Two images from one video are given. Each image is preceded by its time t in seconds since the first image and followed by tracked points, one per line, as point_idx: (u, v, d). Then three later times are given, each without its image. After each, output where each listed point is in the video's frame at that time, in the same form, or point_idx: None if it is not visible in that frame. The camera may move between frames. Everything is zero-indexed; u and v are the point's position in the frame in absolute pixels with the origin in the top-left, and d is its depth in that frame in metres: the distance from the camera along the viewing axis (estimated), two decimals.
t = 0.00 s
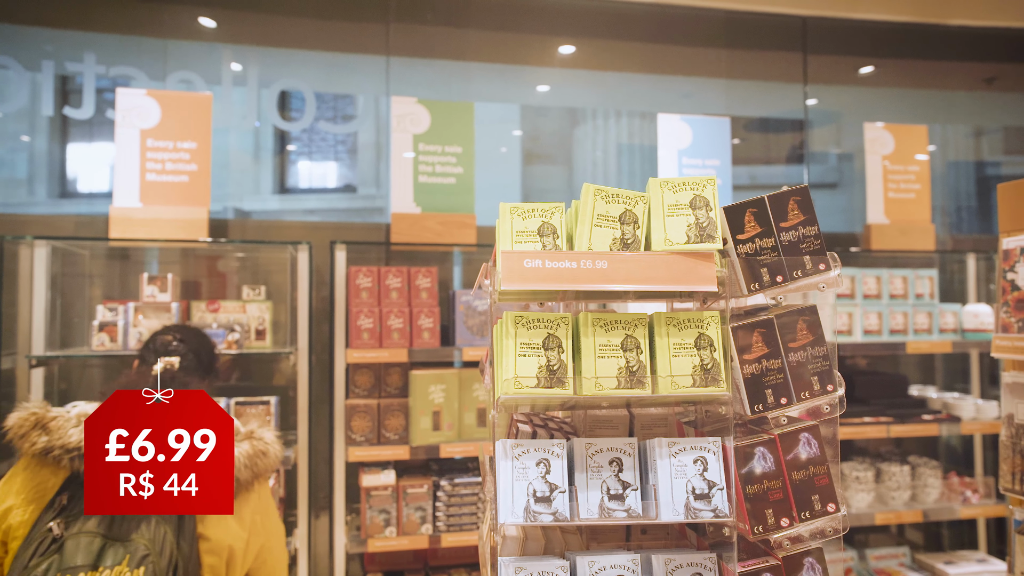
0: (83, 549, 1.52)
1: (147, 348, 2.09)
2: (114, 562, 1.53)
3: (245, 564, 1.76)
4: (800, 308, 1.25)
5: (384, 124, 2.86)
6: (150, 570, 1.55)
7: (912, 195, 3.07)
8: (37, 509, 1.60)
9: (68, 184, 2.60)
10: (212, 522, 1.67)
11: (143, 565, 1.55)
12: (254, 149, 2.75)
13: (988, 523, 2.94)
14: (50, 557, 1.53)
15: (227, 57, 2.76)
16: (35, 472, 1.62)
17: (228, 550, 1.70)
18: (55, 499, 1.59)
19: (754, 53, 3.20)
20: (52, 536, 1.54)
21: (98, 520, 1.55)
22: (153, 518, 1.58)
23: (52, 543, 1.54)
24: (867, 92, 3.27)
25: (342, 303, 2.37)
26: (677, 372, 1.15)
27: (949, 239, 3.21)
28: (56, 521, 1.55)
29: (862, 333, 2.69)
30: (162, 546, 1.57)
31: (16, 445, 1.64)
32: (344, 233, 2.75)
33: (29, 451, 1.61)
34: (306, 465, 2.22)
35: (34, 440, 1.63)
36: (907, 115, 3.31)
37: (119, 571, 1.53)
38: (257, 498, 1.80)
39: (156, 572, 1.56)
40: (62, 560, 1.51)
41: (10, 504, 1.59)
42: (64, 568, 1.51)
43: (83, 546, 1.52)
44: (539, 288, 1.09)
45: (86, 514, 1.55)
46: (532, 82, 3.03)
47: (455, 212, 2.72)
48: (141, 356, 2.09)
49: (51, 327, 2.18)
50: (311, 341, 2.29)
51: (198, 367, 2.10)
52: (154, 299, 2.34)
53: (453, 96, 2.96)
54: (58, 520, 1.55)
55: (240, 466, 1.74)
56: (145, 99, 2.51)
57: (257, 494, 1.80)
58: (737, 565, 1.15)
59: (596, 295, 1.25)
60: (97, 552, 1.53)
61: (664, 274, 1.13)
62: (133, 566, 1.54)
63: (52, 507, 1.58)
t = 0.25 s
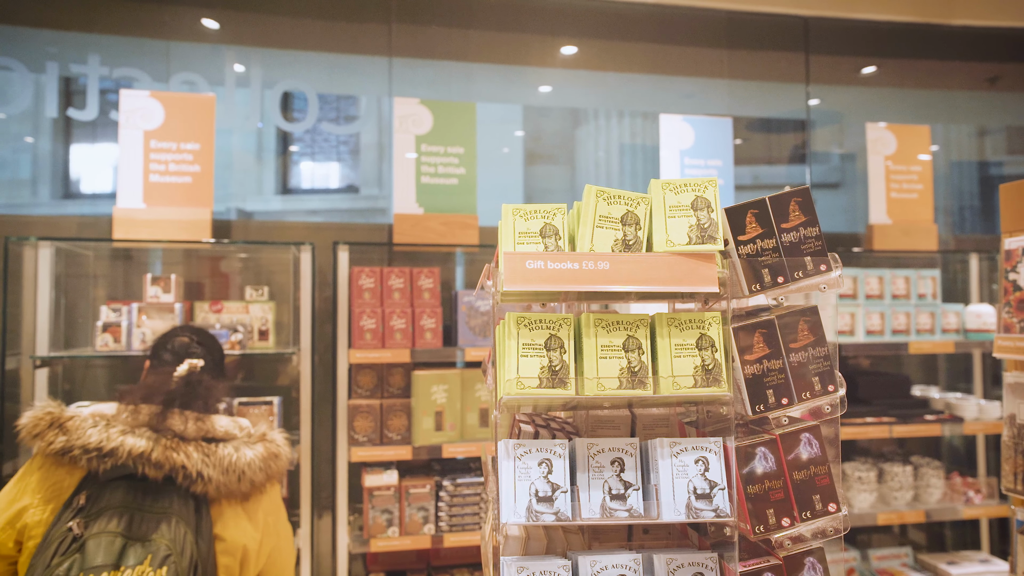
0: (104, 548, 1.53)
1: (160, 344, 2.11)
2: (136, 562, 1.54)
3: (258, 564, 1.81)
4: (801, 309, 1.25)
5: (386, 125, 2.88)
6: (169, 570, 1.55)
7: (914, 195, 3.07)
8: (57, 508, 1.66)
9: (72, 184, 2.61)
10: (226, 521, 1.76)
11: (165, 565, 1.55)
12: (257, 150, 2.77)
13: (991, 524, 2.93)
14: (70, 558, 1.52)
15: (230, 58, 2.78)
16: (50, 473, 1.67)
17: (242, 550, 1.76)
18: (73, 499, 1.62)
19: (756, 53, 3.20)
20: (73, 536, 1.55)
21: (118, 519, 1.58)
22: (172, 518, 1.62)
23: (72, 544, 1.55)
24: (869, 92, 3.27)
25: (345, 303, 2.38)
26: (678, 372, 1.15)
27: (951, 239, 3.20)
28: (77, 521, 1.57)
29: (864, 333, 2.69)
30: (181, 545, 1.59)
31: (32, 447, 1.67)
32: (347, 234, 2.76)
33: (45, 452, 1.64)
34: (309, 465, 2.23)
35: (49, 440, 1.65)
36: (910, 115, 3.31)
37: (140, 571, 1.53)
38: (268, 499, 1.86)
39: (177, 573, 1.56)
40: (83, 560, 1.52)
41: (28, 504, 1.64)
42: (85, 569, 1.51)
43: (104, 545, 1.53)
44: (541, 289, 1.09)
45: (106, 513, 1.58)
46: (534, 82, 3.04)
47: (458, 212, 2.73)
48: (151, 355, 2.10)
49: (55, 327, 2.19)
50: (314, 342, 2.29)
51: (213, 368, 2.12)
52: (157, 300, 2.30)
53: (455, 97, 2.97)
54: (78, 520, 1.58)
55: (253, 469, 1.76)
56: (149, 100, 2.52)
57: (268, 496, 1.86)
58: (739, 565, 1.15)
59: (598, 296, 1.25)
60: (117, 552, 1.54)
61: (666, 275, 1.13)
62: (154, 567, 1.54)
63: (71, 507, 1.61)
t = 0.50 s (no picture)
0: (124, 539, 1.56)
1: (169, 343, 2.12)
2: (156, 552, 1.57)
3: (267, 560, 1.83)
4: (801, 309, 1.25)
5: (388, 124, 2.88)
6: (188, 560, 1.58)
7: (916, 194, 3.06)
8: (71, 501, 1.65)
9: (74, 184, 2.62)
10: (237, 516, 1.78)
11: (185, 556, 1.59)
12: (259, 150, 2.77)
13: (992, 524, 2.93)
14: (90, 548, 1.55)
15: (232, 58, 2.78)
16: (64, 466, 1.67)
17: (253, 543, 1.79)
18: (89, 492, 1.62)
19: (757, 52, 3.20)
20: (91, 528, 1.57)
21: (135, 512, 1.61)
22: (189, 510, 1.65)
23: (91, 535, 1.57)
24: (871, 92, 3.27)
25: (346, 303, 2.39)
26: (678, 372, 1.15)
27: (953, 239, 3.20)
28: (95, 513, 1.59)
29: (866, 333, 2.69)
30: (198, 537, 1.62)
31: (47, 440, 1.67)
32: (349, 233, 2.77)
33: (60, 446, 1.65)
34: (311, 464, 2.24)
35: (66, 434, 1.66)
36: (912, 115, 3.31)
37: (160, 561, 1.56)
38: (277, 494, 1.88)
39: (195, 563, 1.59)
40: (104, 550, 1.55)
41: (43, 497, 1.63)
42: (106, 559, 1.54)
43: (123, 535, 1.57)
44: (542, 289, 1.10)
45: (124, 505, 1.61)
46: (536, 82, 3.04)
47: (459, 212, 2.73)
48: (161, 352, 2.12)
49: (58, 326, 2.20)
50: (316, 341, 2.30)
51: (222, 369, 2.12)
52: (160, 300, 2.30)
53: (456, 97, 2.97)
54: (96, 512, 1.59)
55: (265, 465, 1.79)
56: (151, 100, 2.52)
57: (277, 492, 1.88)
58: (739, 564, 1.15)
59: (598, 296, 1.25)
60: (137, 543, 1.57)
61: (666, 275, 1.14)
62: (173, 557, 1.57)
63: (87, 499, 1.61)
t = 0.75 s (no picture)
0: (126, 525, 1.55)
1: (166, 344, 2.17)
2: (158, 537, 1.57)
3: (265, 553, 1.83)
4: (801, 309, 1.25)
5: (388, 124, 2.88)
6: (189, 545, 1.59)
7: (917, 194, 3.06)
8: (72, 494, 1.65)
9: (76, 184, 2.63)
10: (234, 507, 1.77)
11: (187, 540, 1.60)
12: (261, 150, 2.78)
13: (993, 524, 2.93)
14: (92, 536, 1.54)
15: (233, 58, 2.79)
16: (63, 461, 1.67)
17: (251, 534, 1.79)
18: (90, 483, 1.61)
19: (758, 53, 3.20)
20: (93, 516, 1.56)
21: (136, 499, 1.60)
22: (189, 498, 1.65)
23: (92, 524, 1.56)
24: (872, 92, 3.27)
25: (347, 303, 2.39)
26: (678, 372, 1.16)
27: (954, 239, 3.20)
28: (96, 502, 1.58)
29: (866, 333, 2.69)
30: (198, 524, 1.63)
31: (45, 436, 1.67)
32: (350, 234, 2.77)
33: (59, 439, 1.65)
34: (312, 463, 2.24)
35: (66, 428, 1.66)
36: (913, 115, 3.31)
37: (161, 546, 1.56)
38: (273, 487, 1.89)
39: (196, 548, 1.60)
40: (106, 537, 1.54)
41: (43, 490, 1.63)
42: (108, 545, 1.53)
43: (126, 523, 1.56)
44: (542, 289, 1.10)
45: (126, 493, 1.60)
46: (537, 82, 3.04)
47: (460, 212, 2.74)
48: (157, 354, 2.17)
49: (60, 326, 2.21)
50: (317, 341, 2.31)
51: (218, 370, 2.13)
52: (161, 300, 2.32)
53: (457, 97, 2.97)
54: (97, 501, 1.58)
55: (262, 456, 1.81)
56: (153, 101, 2.53)
57: (273, 486, 1.89)
58: (739, 563, 1.16)
59: (599, 296, 1.26)
60: (139, 530, 1.57)
61: (666, 275, 1.14)
62: (175, 542, 1.58)
63: (88, 490, 1.60)
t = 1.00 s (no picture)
0: (114, 522, 1.56)
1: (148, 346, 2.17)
2: (146, 530, 1.58)
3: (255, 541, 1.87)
4: (802, 309, 1.25)
5: (389, 124, 2.89)
6: (178, 535, 1.59)
7: (917, 195, 3.06)
8: (60, 496, 1.63)
9: (77, 185, 2.63)
10: (222, 497, 1.80)
11: (174, 531, 1.60)
12: (261, 151, 2.78)
13: (994, 524, 2.93)
14: (80, 534, 1.54)
15: (234, 59, 2.79)
16: (49, 466, 1.66)
17: (241, 523, 1.83)
18: (76, 484, 1.61)
19: (758, 53, 3.20)
20: (81, 515, 1.56)
21: (123, 495, 1.61)
22: (175, 491, 1.66)
23: (80, 523, 1.55)
24: (873, 92, 3.27)
25: (348, 304, 2.40)
26: (679, 372, 1.16)
27: (954, 239, 3.20)
28: (82, 502, 1.57)
29: (866, 333, 2.69)
30: (187, 514, 1.64)
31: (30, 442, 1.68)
32: (350, 234, 2.77)
33: (43, 444, 1.65)
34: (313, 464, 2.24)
35: (49, 432, 1.66)
36: (913, 115, 3.31)
37: (150, 539, 1.57)
38: (260, 477, 1.93)
39: (185, 538, 1.60)
40: (95, 534, 1.54)
41: (31, 495, 1.62)
42: (97, 542, 1.54)
43: (114, 519, 1.56)
44: (543, 289, 1.10)
45: (113, 491, 1.60)
46: (537, 83, 3.05)
47: (461, 212, 2.74)
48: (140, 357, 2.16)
49: (60, 326, 2.21)
50: (317, 342, 2.31)
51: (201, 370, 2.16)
52: (162, 299, 2.34)
53: (458, 98, 2.98)
54: (84, 499, 1.58)
55: (246, 447, 1.85)
56: (153, 101, 2.53)
57: (259, 476, 1.92)
58: (740, 564, 1.16)
59: (599, 296, 1.26)
60: (126, 525, 1.57)
61: (665, 275, 1.14)
62: (164, 533, 1.58)
63: (75, 491, 1.59)
